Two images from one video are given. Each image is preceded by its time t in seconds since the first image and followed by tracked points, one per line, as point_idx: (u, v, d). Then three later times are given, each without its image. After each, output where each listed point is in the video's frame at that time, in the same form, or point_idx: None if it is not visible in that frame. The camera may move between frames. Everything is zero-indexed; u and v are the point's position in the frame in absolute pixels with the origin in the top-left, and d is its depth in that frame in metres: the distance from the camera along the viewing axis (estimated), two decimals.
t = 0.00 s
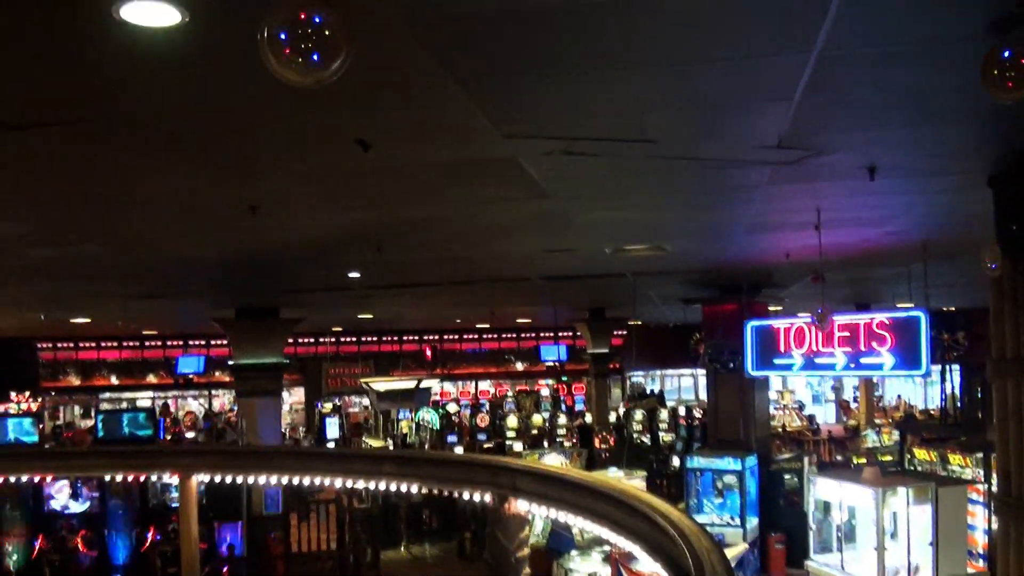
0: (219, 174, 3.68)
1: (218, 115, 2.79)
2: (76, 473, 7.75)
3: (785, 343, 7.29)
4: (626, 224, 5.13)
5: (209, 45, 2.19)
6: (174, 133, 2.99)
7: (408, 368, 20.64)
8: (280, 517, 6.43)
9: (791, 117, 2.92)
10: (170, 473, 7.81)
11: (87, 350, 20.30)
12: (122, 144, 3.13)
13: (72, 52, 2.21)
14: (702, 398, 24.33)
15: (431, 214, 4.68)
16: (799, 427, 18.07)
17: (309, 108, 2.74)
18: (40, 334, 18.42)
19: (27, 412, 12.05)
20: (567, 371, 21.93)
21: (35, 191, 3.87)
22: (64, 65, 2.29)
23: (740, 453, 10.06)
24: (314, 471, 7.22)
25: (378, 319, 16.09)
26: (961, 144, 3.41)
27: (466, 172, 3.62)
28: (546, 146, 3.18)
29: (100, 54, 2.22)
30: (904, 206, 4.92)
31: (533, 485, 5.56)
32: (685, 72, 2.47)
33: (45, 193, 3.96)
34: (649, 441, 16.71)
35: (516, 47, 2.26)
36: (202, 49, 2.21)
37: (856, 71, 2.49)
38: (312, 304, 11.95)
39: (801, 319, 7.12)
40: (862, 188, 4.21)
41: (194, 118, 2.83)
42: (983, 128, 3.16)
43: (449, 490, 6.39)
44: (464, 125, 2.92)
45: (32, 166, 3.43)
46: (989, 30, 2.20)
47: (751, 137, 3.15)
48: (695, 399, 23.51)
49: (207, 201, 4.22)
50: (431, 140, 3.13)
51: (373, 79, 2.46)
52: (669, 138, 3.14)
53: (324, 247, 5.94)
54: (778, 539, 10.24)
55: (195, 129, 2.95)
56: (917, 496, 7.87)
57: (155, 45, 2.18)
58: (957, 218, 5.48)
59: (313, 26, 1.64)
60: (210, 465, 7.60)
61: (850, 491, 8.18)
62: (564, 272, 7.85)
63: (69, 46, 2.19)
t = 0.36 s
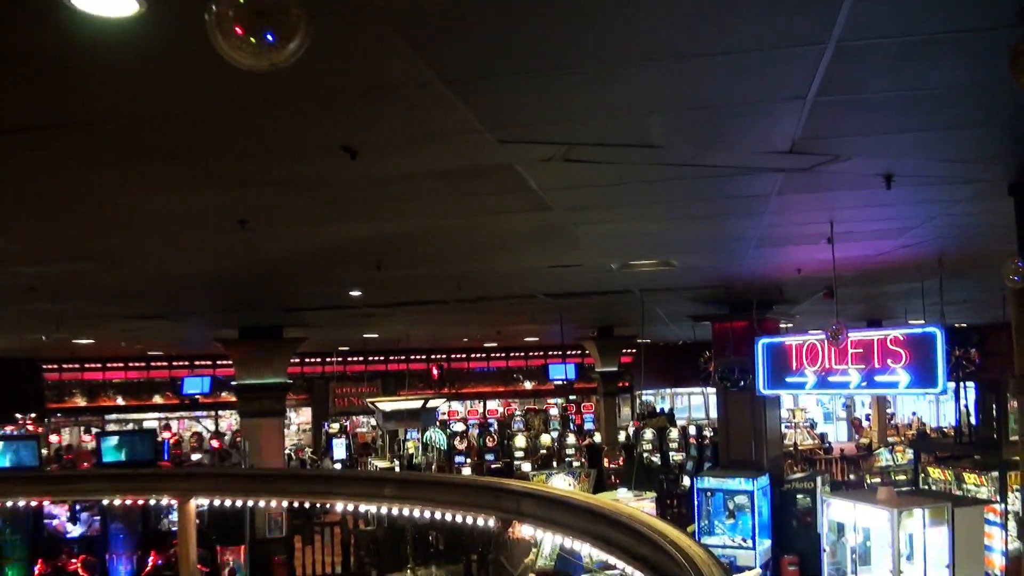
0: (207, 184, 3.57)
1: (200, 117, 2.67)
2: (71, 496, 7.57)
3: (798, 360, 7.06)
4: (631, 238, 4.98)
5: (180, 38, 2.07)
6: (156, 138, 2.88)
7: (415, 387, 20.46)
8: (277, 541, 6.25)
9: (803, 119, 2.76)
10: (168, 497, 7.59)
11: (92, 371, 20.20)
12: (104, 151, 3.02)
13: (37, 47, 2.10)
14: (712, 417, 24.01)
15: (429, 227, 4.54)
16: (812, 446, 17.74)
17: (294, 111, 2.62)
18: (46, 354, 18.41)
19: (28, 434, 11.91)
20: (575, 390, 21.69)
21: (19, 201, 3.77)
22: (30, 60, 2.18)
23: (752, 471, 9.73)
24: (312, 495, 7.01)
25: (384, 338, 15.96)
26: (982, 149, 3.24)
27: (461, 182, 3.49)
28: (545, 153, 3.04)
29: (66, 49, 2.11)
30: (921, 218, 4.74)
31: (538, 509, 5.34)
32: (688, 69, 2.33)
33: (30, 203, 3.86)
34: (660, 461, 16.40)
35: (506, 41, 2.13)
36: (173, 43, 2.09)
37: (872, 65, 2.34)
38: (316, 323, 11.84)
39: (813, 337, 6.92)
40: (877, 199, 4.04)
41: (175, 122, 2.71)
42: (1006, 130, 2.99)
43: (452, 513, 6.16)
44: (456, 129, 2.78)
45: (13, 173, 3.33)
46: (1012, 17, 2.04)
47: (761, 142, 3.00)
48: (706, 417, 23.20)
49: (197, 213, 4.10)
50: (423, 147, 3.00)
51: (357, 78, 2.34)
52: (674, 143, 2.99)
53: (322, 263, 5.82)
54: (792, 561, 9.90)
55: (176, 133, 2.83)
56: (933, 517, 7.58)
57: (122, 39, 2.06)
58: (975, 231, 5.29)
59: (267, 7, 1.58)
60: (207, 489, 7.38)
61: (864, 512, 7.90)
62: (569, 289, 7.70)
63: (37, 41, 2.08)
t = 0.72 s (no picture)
0: (187, 171, 3.42)
1: (169, 96, 2.51)
2: (64, 494, 7.48)
3: (806, 354, 6.85)
4: (632, 228, 4.80)
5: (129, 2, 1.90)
6: (125, 120, 2.72)
7: (419, 381, 20.35)
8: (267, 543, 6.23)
9: (815, 93, 2.57)
10: (163, 494, 7.50)
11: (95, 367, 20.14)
12: (74, 135, 2.87)
13: None
14: (719, 410, 23.85)
15: (422, 216, 4.38)
16: (819, 439, 17.55)
17: (268, 88, 2.46)
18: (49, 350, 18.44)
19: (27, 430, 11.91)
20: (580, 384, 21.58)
21: None
22: None
23: (759, 467, 9.56)
24: (309, 492, 6.87)
25: (386, 332, 15.84)
26: (1005, 127, 3.03)
27: (452, 166, 3.32)
28: (538, 133, 2.86)
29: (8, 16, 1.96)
30: (936, 204, 4.54)
31: (539, 507, 5.17)
32: (687, 37, 2.14)
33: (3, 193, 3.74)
34: (666, 454, 16.25)
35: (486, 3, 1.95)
36: (123, 7, 1.93)
37: (888, 32, 2.15)
38: (316, 317, 11.74)
39: (821, 328, 6.70)
40: (890, 183, 3.84)
41: (143, 101, 2.56)
42: None
43: (451, 511, 6.00)
44: (440, 105, 2.61)
45: None
46: None
47: (768, 121, 2.81)
48: (712, 410, 23.02)
49: (177, 202, 3.96)
50: (409, 127, 2.83)
51: (330, 49, 2.17)
52: (676, 122, 2.81)
53: (314, 255, 5.69)
54: (799, 557, 9.75)
55: (143, 114, 2.68)
56: (944, 514, 7.33)
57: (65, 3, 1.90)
58: (991, 218, 5.07)
59: None
60: (204, 486, 7.28)
61: (874, 508, 7.65)
62: (571, 282, 7.54)
63: None
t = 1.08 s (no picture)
0: (165, 159, 3.25)
1: (134, 77, 2.34)
2: (56, 495, 7.37)
3: (812, 349, 6.66)
4: (633, 218, 4.62)
5: None
6: (91, 103, 2.55)
7: (421, 378, 20.19)
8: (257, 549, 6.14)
9: (826, 68, 2.39)
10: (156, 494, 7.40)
11: (95, 365, 20.14)
12: (38, 121, 2.72)
13: None
14: (723, 405, 23.69)
15: (413, 207, 4.21)
16: (824, 434, 17.36)
17: (240, 69, 2.29)
18: (48, 349, 18.34)
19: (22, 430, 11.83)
20: (584, 380, 21.44)
21: None
22: None
23: (764, 463, 9.37)
24: (304, 493, 6.73)
25: (387, 329, 15.69)
26: None
27: (442, 152, 3.15)
28: (530, 115, 2.68)
29: None
30: (949, 191, 4.34)
31: (538, 509, 5.01)
32: (688, 7, 1.96)
33: None
34: (669, 451, 16.08)
35: None
36: None
37: None
38: (313, 313, 11.60)
39: (828, 323, 6.51)
40: (903, 168, 3.66)
41: (108, 83, 2.39)
42: None
43: (447, 513, 5.85)
44: (424, 85, 2.44)
45: None
46: None
47: (776, 98, 2.63)
48: (716, 405, 22.84)
49: (156, 193, 3.80)
50: (393, 110, 2.66)
51: (304, 23, 2.00)
52: (678, 102, 2.63)
53: (306, 250, 5.53)
54: (805, 555, 9.54)
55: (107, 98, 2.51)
56: (953, 511, 7.09)
57: None
58: (1006, 207, 4.87)
59: None
60: (197, 486, 7.16)
61: (881, 506, 7.40)
62: (572, 276, 7.36)
63: None
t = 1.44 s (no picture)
0: (136, 133, 3.06)
1: (85, 41, 2.14)
2: (45, 480, 7.27)
3: (817, 332, 6.48)
4: (633, 196, 4.41)
5: None
6: (43, 72, 2.35)
7: (421, 361, 20.06)
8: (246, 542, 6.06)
9: (840, 31, 2.19)
10: (147, 480, 7.29)
11: (95, 347, 20.11)
12: None
13: None
14: (725, 389, 23.59)
15: (403, 184, 4.02)
16: (826, 418, 17.23)
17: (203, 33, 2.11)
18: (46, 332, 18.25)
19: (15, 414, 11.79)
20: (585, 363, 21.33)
21: None
22: None
23: (767, 448, 9.23)
24: (297, 478, 6.61)
25: (386, 312, 15.56)
26: None
27: (429, 121, 2.94)
28: (521, 81, 2.49)
29: None
30: (961, 171, 4.10)
31: (535, 497, 4.87)
32: None
33: None
34: (671, 434, 15.93)
35: None
36: None
37: None
38: (310, 296, 11.45)
39: (834, 306, 6.34)
40: (918, 143, 3.44)
41: (60, 50, 2.19)
42: None
43: (442, 501, 5.71)
44: (404, 49, 2.25)
45: None
46: None
47: (786, 64, 2.42)
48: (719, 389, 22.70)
49: (131, 169, 3.62)
50: (374, 77, 2.47)
51: None
52: (680, 68, 2.43)
53: (295, 229, 5.37)
54: (809, 541, 9.36)
55: (63, 66, 2.33)
56: (960, 499, 6.84)
57: None
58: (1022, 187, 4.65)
59: None
60: (189, 473, 7.04)
61: (887, 492, 7.14)
62: (572, 258, 7.18)
63: None
